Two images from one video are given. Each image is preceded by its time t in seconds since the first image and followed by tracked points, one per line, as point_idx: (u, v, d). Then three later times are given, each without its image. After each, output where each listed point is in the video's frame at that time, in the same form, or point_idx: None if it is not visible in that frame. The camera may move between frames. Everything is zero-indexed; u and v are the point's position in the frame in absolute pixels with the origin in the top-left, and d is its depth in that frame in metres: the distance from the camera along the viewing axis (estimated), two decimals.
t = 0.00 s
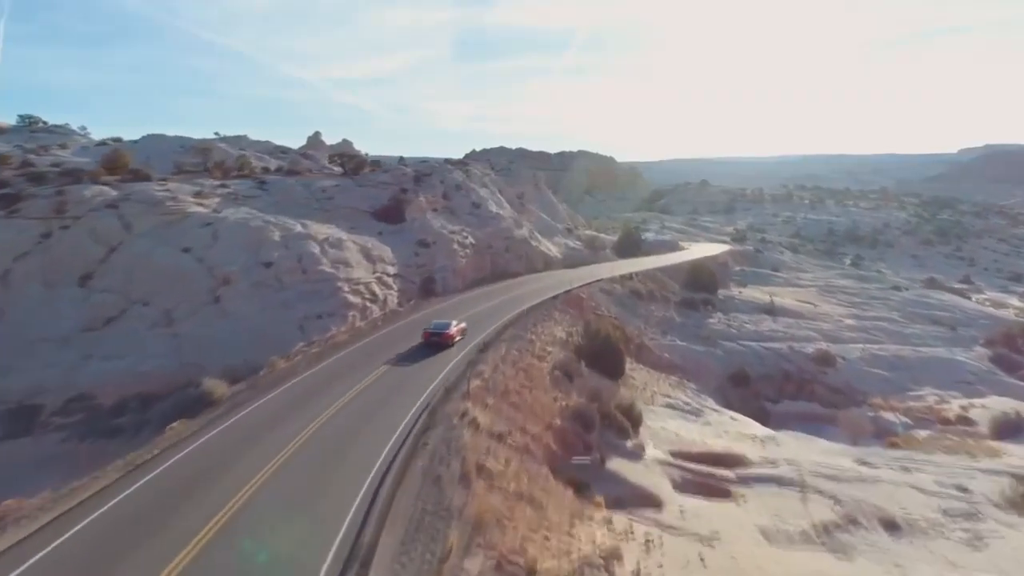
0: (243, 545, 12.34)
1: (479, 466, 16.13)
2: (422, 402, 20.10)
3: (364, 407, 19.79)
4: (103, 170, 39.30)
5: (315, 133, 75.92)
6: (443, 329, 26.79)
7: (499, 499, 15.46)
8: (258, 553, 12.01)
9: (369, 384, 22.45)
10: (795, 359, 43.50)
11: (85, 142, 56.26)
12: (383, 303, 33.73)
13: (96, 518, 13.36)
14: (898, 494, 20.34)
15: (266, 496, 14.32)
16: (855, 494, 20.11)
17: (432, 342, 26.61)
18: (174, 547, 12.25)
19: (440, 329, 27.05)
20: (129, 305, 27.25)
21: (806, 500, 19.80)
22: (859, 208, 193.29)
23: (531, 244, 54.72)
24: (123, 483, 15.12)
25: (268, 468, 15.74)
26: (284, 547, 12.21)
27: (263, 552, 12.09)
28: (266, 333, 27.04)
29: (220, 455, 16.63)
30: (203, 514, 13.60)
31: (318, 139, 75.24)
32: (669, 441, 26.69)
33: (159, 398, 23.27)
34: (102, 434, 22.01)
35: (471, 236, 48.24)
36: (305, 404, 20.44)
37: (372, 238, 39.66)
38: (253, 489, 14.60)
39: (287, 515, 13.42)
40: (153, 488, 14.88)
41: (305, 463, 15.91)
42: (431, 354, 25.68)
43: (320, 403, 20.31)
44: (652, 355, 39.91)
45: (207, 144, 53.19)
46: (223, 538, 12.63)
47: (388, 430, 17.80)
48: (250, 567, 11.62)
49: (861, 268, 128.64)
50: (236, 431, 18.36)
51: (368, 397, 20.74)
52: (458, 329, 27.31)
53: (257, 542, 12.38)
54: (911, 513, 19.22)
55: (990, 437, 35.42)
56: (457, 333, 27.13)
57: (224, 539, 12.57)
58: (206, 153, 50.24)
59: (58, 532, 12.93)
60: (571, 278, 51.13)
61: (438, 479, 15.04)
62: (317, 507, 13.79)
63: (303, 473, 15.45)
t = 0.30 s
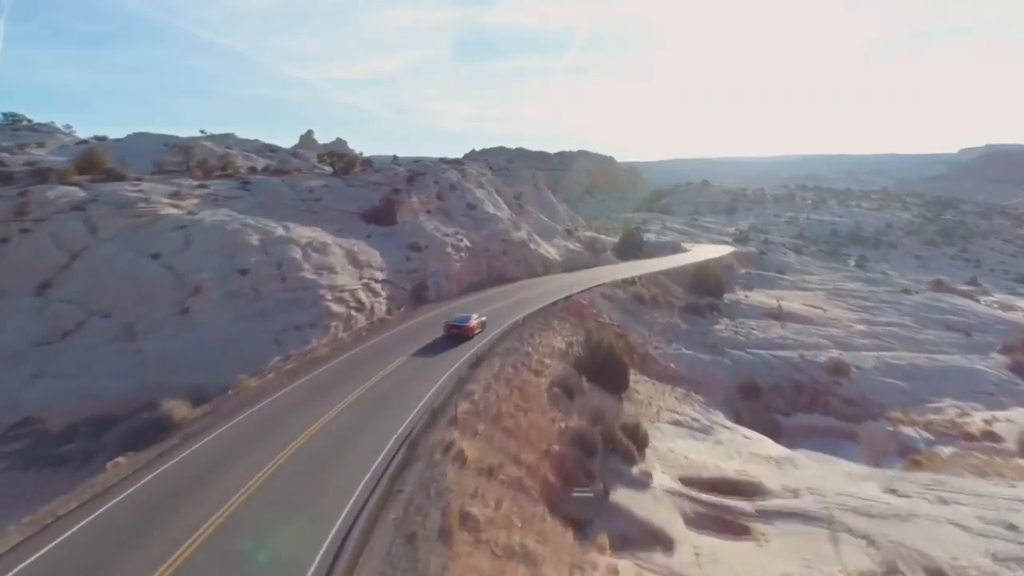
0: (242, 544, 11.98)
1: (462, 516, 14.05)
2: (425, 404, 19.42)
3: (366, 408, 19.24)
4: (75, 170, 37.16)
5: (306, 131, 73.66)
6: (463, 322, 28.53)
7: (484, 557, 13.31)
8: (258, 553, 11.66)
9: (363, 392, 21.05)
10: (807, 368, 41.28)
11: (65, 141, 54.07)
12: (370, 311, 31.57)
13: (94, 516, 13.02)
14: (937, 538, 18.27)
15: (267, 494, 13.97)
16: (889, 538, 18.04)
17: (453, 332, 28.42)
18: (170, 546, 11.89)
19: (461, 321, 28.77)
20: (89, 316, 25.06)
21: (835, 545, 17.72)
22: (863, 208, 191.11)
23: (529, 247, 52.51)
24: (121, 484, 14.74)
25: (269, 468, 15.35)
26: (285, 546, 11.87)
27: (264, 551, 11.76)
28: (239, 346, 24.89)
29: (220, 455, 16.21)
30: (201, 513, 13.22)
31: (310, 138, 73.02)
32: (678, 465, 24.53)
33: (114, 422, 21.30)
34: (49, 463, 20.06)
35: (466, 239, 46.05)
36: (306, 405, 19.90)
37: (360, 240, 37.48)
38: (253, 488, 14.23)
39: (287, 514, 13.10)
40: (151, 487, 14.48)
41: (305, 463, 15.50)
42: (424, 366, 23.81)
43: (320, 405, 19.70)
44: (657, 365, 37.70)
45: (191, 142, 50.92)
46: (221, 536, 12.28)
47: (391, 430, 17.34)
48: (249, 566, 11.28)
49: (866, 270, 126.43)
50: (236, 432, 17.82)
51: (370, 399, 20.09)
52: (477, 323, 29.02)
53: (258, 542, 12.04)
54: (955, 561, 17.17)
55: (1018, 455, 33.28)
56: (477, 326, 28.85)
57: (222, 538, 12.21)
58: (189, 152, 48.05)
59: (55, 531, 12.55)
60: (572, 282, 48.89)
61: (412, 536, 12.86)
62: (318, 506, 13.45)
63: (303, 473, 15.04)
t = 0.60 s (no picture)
0: (240, 545, 12.10)
1: None
2: (421, 412, 19.07)
3: (363, 415, 19.11)
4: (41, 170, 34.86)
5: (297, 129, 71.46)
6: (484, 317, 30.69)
7: None
8: (257, 554, 11.79)
9: (347, 409, 19.66)
10: (820, 379, 39.10)
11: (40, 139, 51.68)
12: (354, 322, 29.46)
13: (93, 521, 13.13)
14: None
15: (264, 496, 14.09)
16: None
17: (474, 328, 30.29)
18: (166, 548, 12.02)
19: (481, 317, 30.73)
20: (40, 329, 22.49)
21: None
22: (865, 209, 188.99)
23: (527, 250, 50.28)
24: (116, 489, 14.76)
25: (264, 472, 15.38)
26: (284, 548, 11.98)
27: (263, 552, 11.88)
28: (206, 364, 22.68)
29: (217, 458, 16.26)
30: (197, 515, 13.33)
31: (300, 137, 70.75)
32: (688, 491, 22.38)
33: (61, 451, 19.13)
34: None
35: (460, 242, 43.86)
36: (302, 409, 19.73)
37: (346, 244, 35.32)
38: (248, 492, 14.28)
39: (283, 515, 13.22)
40: (146, 492, 14.51)
41: (300, 468, 15.53)
42: (412, 381, 22.29)
43: (314, 412, 19.42)
44: (661, 376, 35.56)
45: (173, 141, 48.64)
46: (216, 538, 12.40)
47: (387, 436, 17.24)
48: (247, 566, 11.42)
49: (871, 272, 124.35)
50: (231, 437, 17.66)
51: (366, 404, 19.80)
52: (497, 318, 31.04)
53: (256, 543, 12.15)
54: None
55: None
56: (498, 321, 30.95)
57: (218, 539, 12.33)
58: (168, 150, 45.75)
59: (51, 534, 12.68)
60: (572, 287, 46.65)
61: None
62: (314, 507, 13.56)
63: (298, 478, 15.02)
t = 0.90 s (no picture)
0: (240, 545, 12.10)
1: None
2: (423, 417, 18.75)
3: (364, 417, 18.91)
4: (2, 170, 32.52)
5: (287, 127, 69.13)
6: (506, 312, 32.43)
7: None
8: (258, 554, 11.79)
9: (327, 428, 18.03)
10: (834, 392, 36.81)
11: (12, 138, 49.25)
12: (333, 334, 27.24)
13: (94, 522, 13.07)
14: None
15: (267, 495, 14.14)
16: None
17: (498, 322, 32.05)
18: (163, 549, 11.98)
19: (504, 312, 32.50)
20: None
21: None
22: (868, 210, 186.83)
23: (523, 254, 48.02)
24: (116, 490, 14.66)
25: (266, 473, 15.30)
26: (284, 547, 11.98)
27: (263, 552, 11.87)
28: (164, 386, 20.47)
29: (221, 456, 16.29)
30: (196, 516, 13.27)
31: (289, 137, 68.37)
32: (699, 523, 20.13)
33: None
34: None
35: (453, 245, 41.62)
36: (302, 412, 19.46)
37: (329, 249, 33.09)
38: (248, 493, 14.21)
39: (281, 516, 13.21)
40: (145, 492, 14.42)
41: (300, 469, 15.43)
42: (407, 391, 21.35)
43: (312, 417, 19.02)
44: (665, 390, 33.29)
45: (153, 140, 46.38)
46: (215, 538, 12.39)
47: (388, 438, 17.09)
48: (247, 566, 11.42)
49: (875, 274, 122.20)
50: (231, 440, 17.38)
51: (367, 409, 19.51)
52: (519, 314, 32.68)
53: (256, 542, 12.16)
54: None
55: None
56: (519, 316, 32.75)
57: (216, 541, 12.28)
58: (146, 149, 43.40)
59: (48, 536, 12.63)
60: (572, 293, 44.36)
61: None
62: (313, 509, 13.52)
63: (298, 479, 14.92)
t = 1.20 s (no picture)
0: (241, 545, 12.39)
1: None
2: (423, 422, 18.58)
3: (364, 422, 18.78)
4: None
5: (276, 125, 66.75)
6: (530, 308, 33.70)
7: None
8: (258, 554, 12.09)
9: (300, 454, 16.56)
10: (848, 407, 34.50)
11: None
12: (308, 348, 24.97)
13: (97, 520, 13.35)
14: None
15: (271, 493, 14.46)
16: None
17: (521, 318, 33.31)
18: (165, 548, 12.29)
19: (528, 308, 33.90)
20: None
21: None
22: (870, 210, 184.55)
23: (519, 258, 45.74)
24: (118, 488, 14.80)
25: (265, 475, 15.38)
26: (285, 547, 12.29)
27: (263, 552, 12.17)
28: (111, 411, 18.20)
29: (228, 454, 16.60)
30: (195, 517, 13.48)
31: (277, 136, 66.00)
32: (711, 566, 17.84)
33: None
34: None
35: (444, 248, 39.33)
36: (301, 417, 19.22)
37: (309, 254, 30.81)
38: (247, 495, 14.36)
39: (282, 517, 13.45)
40: (146, 493, 14.53)
41: (301, 472, 15.50)
42: (404, 399, 20.74)
43: (309, 423, 18.73)
44: (669, 406, 31.02)
45: (130, 138, 44.19)
46: (215, 538, 12.67)
47: (387, 443, 17.02)
48: (248, 566, 11.73)
49: (880, 276, 119.96)
50: (231, 443, 17.33)
51: (365, 415, 19.32)
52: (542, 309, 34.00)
53: (257, 542, 12.45)
54: None
55: None
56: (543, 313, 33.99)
57: (217, 541, 12.55)
58: (119, 147, 41.07)
59: (52, 535, 12.85)
60: (570, 299, 42.03)
61: None
62: (311, 510, 13.74)
63: (297, 483, 14.98)
